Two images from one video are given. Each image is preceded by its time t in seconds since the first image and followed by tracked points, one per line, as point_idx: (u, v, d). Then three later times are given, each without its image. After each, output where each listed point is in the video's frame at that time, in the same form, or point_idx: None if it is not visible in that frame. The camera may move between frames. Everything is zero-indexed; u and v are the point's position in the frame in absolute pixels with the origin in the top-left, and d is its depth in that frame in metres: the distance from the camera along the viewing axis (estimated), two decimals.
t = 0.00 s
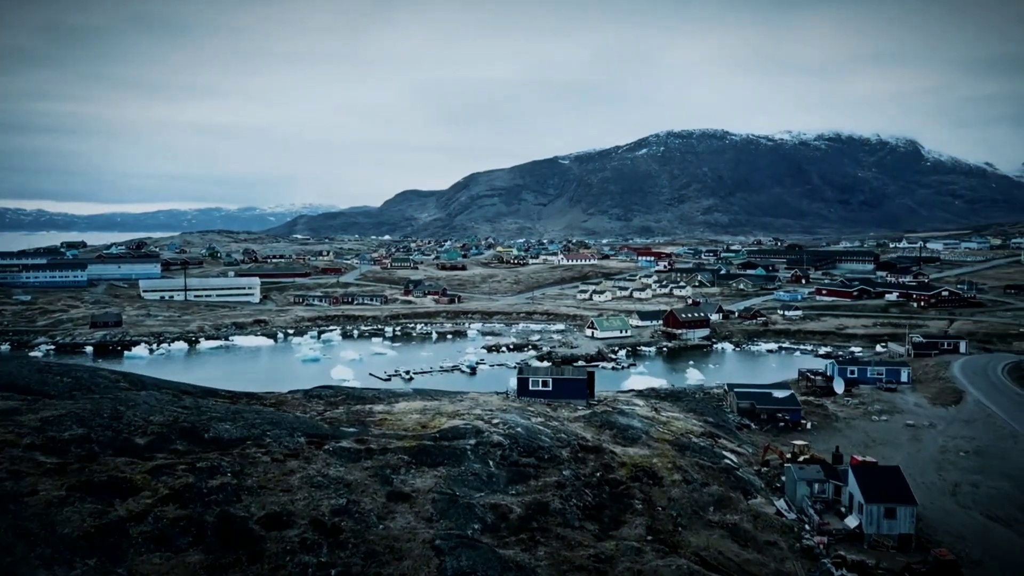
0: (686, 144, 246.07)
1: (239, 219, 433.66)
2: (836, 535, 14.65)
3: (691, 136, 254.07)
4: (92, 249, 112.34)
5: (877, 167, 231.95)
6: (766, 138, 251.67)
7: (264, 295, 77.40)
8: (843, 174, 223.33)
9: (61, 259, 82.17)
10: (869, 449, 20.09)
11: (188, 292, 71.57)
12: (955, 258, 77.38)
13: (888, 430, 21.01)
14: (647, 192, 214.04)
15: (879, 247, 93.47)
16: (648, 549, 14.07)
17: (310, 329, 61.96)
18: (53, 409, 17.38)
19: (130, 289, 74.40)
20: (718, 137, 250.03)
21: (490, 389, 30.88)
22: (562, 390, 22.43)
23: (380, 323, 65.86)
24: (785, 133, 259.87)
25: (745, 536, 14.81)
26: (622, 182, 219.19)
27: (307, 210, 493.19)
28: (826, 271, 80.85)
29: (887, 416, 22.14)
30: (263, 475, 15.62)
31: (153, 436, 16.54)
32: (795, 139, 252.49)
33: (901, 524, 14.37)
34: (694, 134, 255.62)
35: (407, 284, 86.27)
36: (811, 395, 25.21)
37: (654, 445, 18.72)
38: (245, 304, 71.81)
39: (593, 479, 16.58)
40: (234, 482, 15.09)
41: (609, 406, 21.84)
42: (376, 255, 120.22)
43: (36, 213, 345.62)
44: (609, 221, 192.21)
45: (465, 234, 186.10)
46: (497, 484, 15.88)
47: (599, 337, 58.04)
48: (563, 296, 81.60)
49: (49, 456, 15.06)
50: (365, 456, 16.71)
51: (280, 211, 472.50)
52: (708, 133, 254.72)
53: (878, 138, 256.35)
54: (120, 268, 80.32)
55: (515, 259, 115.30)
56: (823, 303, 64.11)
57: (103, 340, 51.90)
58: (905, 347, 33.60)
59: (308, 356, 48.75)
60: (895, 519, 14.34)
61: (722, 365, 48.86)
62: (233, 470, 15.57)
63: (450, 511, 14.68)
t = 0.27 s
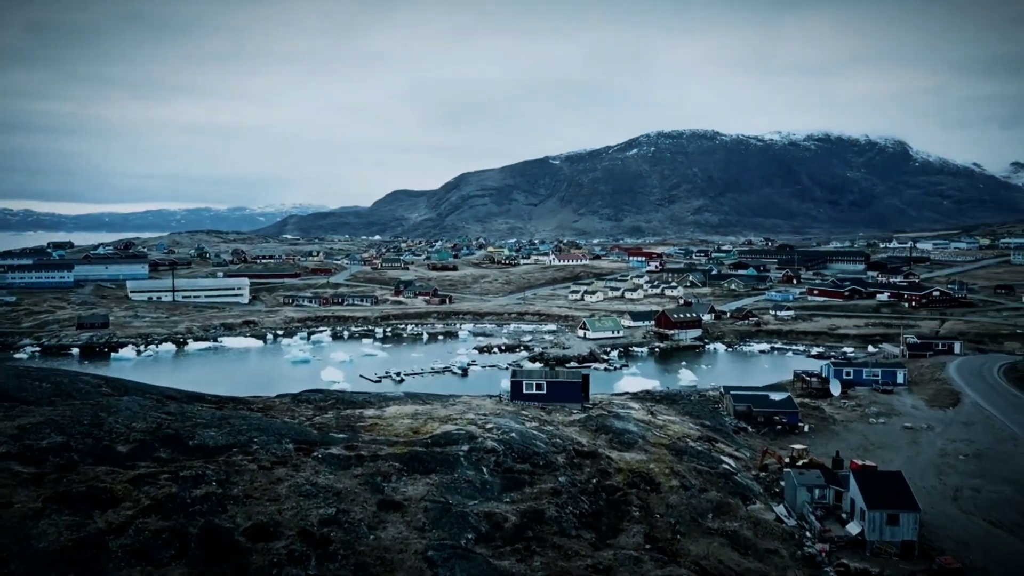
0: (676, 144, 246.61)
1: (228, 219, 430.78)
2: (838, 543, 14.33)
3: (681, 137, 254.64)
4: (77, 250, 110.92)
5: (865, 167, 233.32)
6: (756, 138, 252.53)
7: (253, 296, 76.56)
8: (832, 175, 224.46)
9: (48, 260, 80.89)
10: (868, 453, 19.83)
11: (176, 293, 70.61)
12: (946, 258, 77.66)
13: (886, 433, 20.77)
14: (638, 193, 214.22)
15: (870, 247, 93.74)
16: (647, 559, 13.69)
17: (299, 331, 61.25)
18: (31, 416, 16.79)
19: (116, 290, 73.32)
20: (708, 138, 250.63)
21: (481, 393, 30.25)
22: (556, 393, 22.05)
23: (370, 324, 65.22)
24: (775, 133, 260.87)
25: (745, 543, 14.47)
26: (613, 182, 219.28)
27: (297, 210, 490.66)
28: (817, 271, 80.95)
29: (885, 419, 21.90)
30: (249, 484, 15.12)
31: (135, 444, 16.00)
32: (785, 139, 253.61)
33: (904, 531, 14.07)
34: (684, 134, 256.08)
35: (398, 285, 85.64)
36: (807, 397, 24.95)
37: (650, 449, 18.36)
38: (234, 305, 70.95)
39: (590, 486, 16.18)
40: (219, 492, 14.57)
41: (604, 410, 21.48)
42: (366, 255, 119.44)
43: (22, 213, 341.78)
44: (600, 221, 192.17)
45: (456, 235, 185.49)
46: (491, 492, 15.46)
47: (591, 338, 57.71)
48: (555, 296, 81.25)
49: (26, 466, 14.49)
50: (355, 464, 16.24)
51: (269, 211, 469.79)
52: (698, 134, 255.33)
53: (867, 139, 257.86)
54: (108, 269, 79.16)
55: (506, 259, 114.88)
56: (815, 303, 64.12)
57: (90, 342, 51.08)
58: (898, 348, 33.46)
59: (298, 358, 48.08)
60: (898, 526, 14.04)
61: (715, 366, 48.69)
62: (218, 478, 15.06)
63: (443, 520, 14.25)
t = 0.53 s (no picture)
0: (665, 145, 247.21)
1: (217, 219, 428.19)
2: (840, 553, 13.96)
3: (670, 137, 255.28)
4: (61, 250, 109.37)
5: (853, 168, 234.82)
6: (745, 138, 253.55)
7: (241, 297, 75.62)
8: (820, 175, 225.67)
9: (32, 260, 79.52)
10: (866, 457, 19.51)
11: (162, 294, 69.57)
12: (934, 258, 77.94)
13: (884, 436, 20.46)
14: (627, 193, 214.46)
15: (859, 247, 93.99)
16: (646, 571, 13.24)
17: (287, 332, 60.46)
18: (4, 424, 16.09)
19: (101, 291, 72.17)
20: (697, 138, 251.23)
21: (472, 395, 29.76)
22: (550, 397, 21.58)
23: (359, 325, 64.50)
24: (763, 134, 261.97)
25: (746, 553, 14.06)
26: (603, 182, 219.36)
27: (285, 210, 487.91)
28: (806, 271, 81.04)
29: (882, 422, 21.62)
30: (232, 495, 14.53)
31: (114, 454, 15.35)
32: (773, 140, 254.85)
33: (908, 538, 13.72)
34: (673, 134, 256.55)
35: (387, 285, 84.95)
36: (803, 399, 24.67)
37: (647, 455, 17.95)
38: (221, 305, 69.99)
39: (586, 494, 15.72)
40: (201, 504, 13.97)
41: (599, 415, 21.05)
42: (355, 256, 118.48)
43: (6, 214, 336.98)
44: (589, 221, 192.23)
45: (445, 235, 184.75)
46: (484, 501, 14.99)
47: (582, 339, 57.31)
48: (545, 297, 80.86)
49: None
50: (344, 472, 15.70)
51: (258, 211, 467.00)
52: (687, 134, 255.98)
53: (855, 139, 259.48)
54: (93, 269, 77.90)
55: (496, 259, 114.42)
56: (805, 304, 64.08)
57: (74, 344, 50.10)
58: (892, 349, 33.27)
59: (285, 360, 47.34)
60: (902, 534, 13.69)
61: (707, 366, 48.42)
62: (200, 489, 14.47)
63: (435, 531, 13.75)
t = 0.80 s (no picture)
0: (652, 145, 247.71)
1: (202, 220, 424.05)
2: (843, 563, 13.56)
3: (658, 137, 255.83)
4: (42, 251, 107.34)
5: (838, 168, 236.45)
6: (731, 139, 254.60)
7: (226, 298, 74.46)
8: (806, 176, 226.99)
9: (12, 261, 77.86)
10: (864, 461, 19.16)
11: (145, 295, 68.29)
12: (921, 258, 78.28)
13: (881, 440, 20.13)
14: (615, 193, 214.51)
15: (846, 248, 94.32)
16: None
17: (273, 333, 59.51)
18: None
19: (82, 292, 70.74)
20: (684, 138, 251.96)
21: (462, 399, 29.17)
22: (542, 402, 21.06)
23: (346, 326, 63.64)
24: (750, 134, 263.23)
25: (747, 564, 13.62)
26: (591, 183, 219.30)
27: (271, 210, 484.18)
28: (795, 271, 81.16)
29: (879, 425, 21.31)
30: (212, 508, 13.87)
31: (88, 465, 14.65)
32: (760, 140, 256.11)
33: (914, 548, 13.33)
34: (661, 134, 257.12)
35: (374, 286, 84.04)
36: (798, 402, 24.31)
37: (643, 461, 17.49)
38: (205, 307, 68.82)
39: (581, 503, 15.22)
40: (179, 518, 13.31)
41: (592, 419, 20.57)
42: (342, 256, 117.42)
43: None
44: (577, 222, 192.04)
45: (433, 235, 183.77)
46: (476, 512, 14.43)
47: (572, 340, 56.85)
48: (534, 297, 80.38)
49: None
50: (330, 483, 15.07)
51: (243, 211, 463.03)
52: (675, 134, 256.67)
53: (840, 140, 261.32)
54: (75, 270, 76.40)
55: (484, 260, 113.77)
56: (795, 304, 64.06)
57: (54, 346, 48.92)
58: (884, 350, 33.07)
59: (271, 362, 46.47)
60: (907, 544, 13.32)
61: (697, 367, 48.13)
62: (178, 503, 13.79)
63: (425, 545, 13.18)
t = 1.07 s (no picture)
0: (643, 146, 248.10)
1: (190, 220, 421.03)
2: (847, 571, 13.25)
3: (648, 138, 256.28)
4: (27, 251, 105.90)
5: (828, 169, 237.71)
6: (722, 140, 255.45)
7: (215, 299, 73.61)
8: (796, 176, 227.97)
9: None
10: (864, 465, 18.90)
11: (133, 296, 67.39)
12: (911, 259, 78.53)
13: (880, 443, 19.88)
14: (606, 194, 214.57)
15: (837, 248, 94.57)
16: None
17: (262, 334, 58.81)
18: None
19: (69, 293, 69.70)
20: (675, 139, 252.49)
21: (454, 401, 28.70)
22: (536, 406, 20.66)
23: (336, 327, 63.02)
24: (740, 135, 264.21)
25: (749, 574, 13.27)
26: (582, 183, 219.27)
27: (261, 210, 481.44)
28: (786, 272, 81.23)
29: (877, 428, 21.07)
30: (197, 520, 13.37)
31: (68, 475, 14.10)
32: (750, 141, 257.08)
33: (918, 556, 13.04)
34: (651, 135, 257.45)
35: (364, 286, 83.37)
36: (795, 405, 24.05)
37: (640, 467, 17.13)
38: (193, 308, 67.96)
39: (578, 511, 14.83)
40: (162, 530, 12.81)
41: (588, 424, 20.19)
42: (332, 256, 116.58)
43: None
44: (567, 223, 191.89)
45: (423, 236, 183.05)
46: (471, 521, 14.01)
47: (564, 341, 56.51)
48: (526, 298, 80.04)
49: None
50: (319, 491, 14.61)
51: (232, 211, 460.12)
52: (665, 134, 257.19)
53: (830, 141, 262.74)
54: (62, 270, 75.33)
55: (475, 260, 113.32)
56: (787, 304, 64.03)
57: (40, 347, 48.07)
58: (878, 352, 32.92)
59: (260, 363, 45.82)
60: (911, 552, 13.02)
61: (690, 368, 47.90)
62: (161, 514, 13.27)
63: (418, 557, 12.74)
